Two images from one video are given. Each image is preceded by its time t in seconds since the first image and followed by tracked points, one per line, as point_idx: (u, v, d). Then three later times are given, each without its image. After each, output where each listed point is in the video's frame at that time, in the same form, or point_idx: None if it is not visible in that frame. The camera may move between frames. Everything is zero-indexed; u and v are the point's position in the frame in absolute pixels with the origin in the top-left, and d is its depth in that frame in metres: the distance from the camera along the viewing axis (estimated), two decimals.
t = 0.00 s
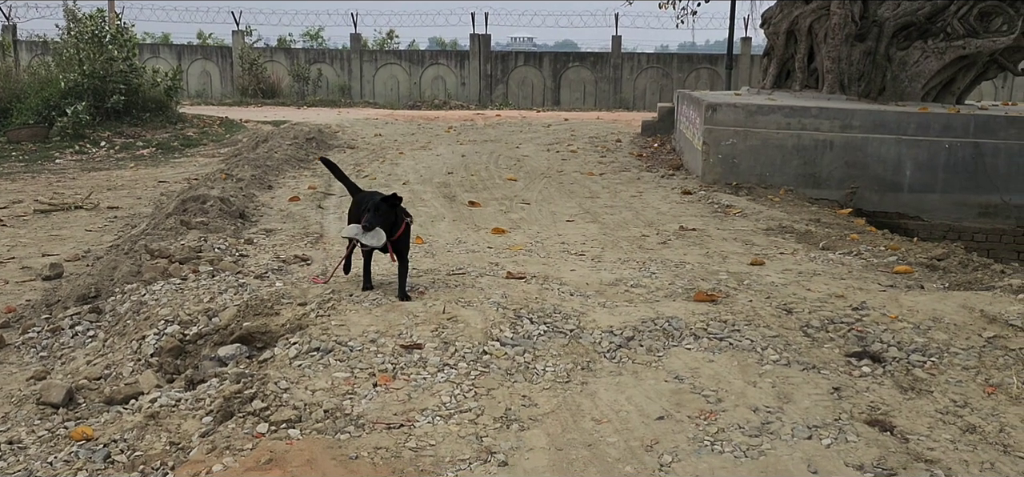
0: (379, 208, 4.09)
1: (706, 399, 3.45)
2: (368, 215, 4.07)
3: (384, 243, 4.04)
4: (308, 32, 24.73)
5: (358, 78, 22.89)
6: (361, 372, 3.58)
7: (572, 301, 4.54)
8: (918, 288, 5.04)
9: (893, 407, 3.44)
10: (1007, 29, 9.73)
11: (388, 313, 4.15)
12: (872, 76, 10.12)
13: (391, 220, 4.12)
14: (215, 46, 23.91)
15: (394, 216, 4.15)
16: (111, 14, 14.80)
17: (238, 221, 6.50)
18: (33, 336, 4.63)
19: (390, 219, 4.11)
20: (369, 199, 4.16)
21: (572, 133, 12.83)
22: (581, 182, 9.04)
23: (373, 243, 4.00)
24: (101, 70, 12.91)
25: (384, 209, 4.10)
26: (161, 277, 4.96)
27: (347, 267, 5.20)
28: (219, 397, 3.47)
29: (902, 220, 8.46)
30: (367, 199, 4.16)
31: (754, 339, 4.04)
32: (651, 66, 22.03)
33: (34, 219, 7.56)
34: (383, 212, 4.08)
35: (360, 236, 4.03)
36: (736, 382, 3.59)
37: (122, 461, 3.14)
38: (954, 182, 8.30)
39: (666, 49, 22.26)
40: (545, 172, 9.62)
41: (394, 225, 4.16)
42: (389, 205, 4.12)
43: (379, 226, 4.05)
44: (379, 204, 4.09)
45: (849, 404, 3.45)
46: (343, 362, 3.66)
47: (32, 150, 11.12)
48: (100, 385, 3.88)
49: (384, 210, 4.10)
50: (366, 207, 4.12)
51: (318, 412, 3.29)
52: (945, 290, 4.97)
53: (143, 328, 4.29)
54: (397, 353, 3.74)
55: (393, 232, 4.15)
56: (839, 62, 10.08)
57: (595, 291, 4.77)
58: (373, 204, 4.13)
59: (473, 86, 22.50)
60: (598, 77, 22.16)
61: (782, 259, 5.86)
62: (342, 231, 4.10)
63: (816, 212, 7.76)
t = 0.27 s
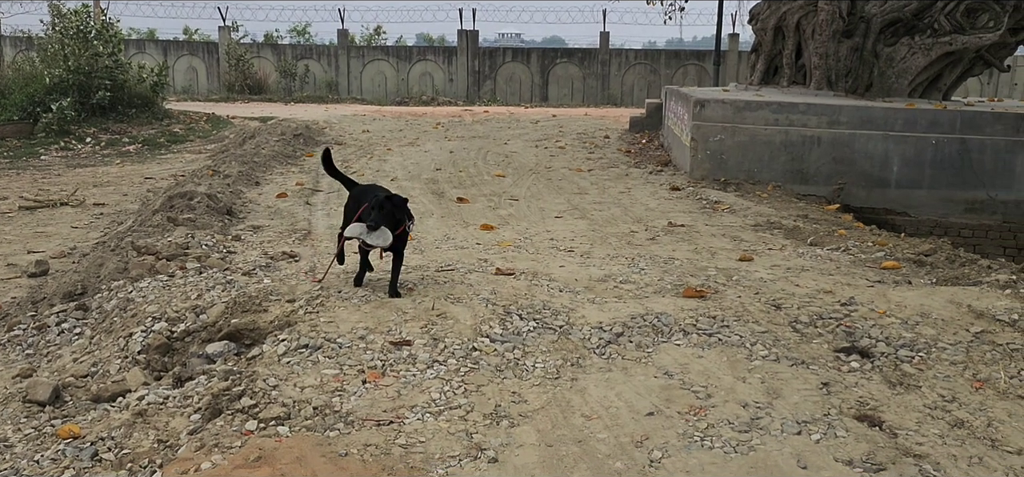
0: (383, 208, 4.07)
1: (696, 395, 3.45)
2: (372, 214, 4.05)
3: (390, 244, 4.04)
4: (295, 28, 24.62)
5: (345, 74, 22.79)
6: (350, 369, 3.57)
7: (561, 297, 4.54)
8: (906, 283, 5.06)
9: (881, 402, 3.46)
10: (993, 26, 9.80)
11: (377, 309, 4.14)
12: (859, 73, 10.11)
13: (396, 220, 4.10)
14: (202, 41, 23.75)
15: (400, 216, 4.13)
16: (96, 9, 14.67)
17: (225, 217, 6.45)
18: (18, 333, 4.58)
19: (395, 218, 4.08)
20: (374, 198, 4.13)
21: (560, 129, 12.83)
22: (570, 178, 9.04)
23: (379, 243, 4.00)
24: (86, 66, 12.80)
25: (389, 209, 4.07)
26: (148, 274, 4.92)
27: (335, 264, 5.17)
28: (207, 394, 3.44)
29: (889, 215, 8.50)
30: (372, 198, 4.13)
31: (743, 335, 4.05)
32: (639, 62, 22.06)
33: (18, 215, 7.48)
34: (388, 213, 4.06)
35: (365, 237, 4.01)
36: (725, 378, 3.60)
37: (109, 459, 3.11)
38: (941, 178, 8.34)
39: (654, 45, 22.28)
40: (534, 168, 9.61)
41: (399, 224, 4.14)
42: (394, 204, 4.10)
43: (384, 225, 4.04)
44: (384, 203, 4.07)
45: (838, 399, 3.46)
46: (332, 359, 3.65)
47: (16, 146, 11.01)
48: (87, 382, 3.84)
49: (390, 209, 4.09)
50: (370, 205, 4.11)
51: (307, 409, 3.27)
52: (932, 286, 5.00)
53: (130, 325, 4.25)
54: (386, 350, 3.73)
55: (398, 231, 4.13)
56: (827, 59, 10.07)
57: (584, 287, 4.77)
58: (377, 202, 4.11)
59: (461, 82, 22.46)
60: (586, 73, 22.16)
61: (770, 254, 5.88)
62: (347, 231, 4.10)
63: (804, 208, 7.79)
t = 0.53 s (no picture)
0: (389, 199, 4.06)
1: (688, 390, 3.45)
2: (379, 206, 4.03)
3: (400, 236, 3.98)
4: (285, 23, 24.52)
5: (336, 69, 22.71)
6: (342, 365, 3.56)
7: (553, 293, 4.53)
8: (896, 278, 5.09)
9: (872, 397, 3.47)
10: (981, 22, 9.86)
11: (369, 305, 4.13)
12: (849, 69, 10.14)
13: (401, 212, 4.09)
14: (191, 36, 23.62)
15: (404, 207, 4.11)
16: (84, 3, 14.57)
17: (215, 213, 6.42)
18: (7, 330, 4.54)
19: (400, 210, 4.07)
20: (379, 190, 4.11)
21: (551, 125, 12.82)
22: (561, 173, 9.04)
23: (389, 236, 3.95)
24: (74, 60, 12.72)
25: (394, 200, 4.06)
26: (138, 270, 4.89)
27: (327, 259, 5.15)
28: (198, 391, 3.43)
29: (878, 211, 8.54)
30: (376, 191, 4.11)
31: (735, 330, 4.06)
32: (629, 57, 22.07)
33: (6, 211, 7.42)
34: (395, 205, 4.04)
35: (372, 229, 3.97)
36: (718, 373, 3.61)
37: (100, 456, 3.10)
38: (930, 174, 8.37)
39: (644, 40, 22.29)
40: (526, 163, 9.60)
41: (404, 216, 4.12)
42: (400, 196, 4.10)
43: (391, 217, 4.02)
44: (390, 195, 4.05)
45: (829, 393, 3.47)
46: (324, 355, 3.63)
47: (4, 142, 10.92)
48: (76, 379, 3.81)
49: (395, 200, 4.07)
50: (375, 198, 4.08)
51: (299, 405, 3.26)
52: (923, 281, 5.03)
53: (120, 321, 4.22)
54: (378, 346, 3.72)
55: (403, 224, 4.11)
56: (818, 55, 10.14)
57: (576, 283, 4.77)
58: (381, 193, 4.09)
59: (452, 78, 22.42)
60: (577, 68, 22.15)
61: (761, 249, 5.89)
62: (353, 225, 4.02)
63: (795, 203, 7.81)
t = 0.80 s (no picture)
0: (390, 194, 3.99)
1: (676, 387, 3.46)
2: (381, 202, 3.96)
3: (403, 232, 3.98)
4: (270, 19, 24.39)
5: (321, 66, 22.61)
6: (329, 363, 3.54)
7: (541, 290, 4.53)
8: (881, 275, 5.12)
9: (859, 393, 3.49)
10: (965, 20, 9.89)
11: (356, 303, 4.11)
12: (835, 67, 10.23)
13: (403, 206, 4.02)
14: (175, 32, 23.46)
15: (406, 202, 4.05)
16: None
17: (201, 210, 6.37)
18: None
19: (402, 204, 4.01)
20: (379, 185, 4.05)
21: (538, 122, 12.82)
22: (548, 171, 9.04)
23: (393, 232, 3.91)
24: (57, 57, 12.61)
25: (396, 194, 4.00)
26: (122, 268, 4.84)
27: (314, 257, 5.12)
28: (184, 390, 3.40)
29: (863, 208, 8.59)
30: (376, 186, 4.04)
31: (722, 327, 4.08)
32: (616, 55, 22.09)
33: None
34: (397, 199, 3.99)
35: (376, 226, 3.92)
36: (705, 370, 3.61)
37: (85, 456, 3.06)
38: (915, 171, 8.43)
39: (630, 38, 22.32)
40: (512, 161, 9.59)
41: (406, 211, 4.06)
42: (400, 189, 4.03)
43: (394, 212, 3.96)
44: (391, 189, 3.99)
45: (816, 390, 3.49)
46: (311, 353, 3.61)
47: None
48: (60, 378, 3.77)
49: (396, 194, 4.00)
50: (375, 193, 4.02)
51: (286, 404, 3.24)
52: (908, 277, 5.06)
53: (104, 319, 4.18)
54: (366, 344, 3.70)
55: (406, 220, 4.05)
56: (803, 53, 10.16)
57: (564, 280, 4.77)
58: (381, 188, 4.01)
59: (438, 75, 22.37)
60: (563, 66, 22.15)
61: (748, 247, 5.92)
62: (354, 222, 3.97)
63: (781, 200, 7.85)
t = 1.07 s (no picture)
0: (397, 196, 3.75)
1: (664, 383, 3.47)
2: (388, 205, 3.73)
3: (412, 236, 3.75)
4: (255, 15, 24.25)
5: (306, 62, 22.48)
6: (316, 360, 3.52)
7: (529, 287, 4.53)
8: (866, 271, 5.15)
9: (845, 389, 3.51)
10: (949, 18, 9.99)
11: (343, 300, 4.09)
12: (820, 63, 10.23)
13: (411, 208, 3.79)
14: (159, 28, 23.28)
15: (412, 203, 3.82)
16: None
17: (186, 207, 6.32)
18: None
19: (410, 206, 3.77)
20: (384, 186, 3.79)
21: (525, 119, 12.81)
22: (535, 168, 9.04)
23: (405, 237, 3.70)
24: (39, 52, 12.52)
25: (404, 195, 3.76)
26: (107, 265, 4.80)
27: (300, 254, 5.10)
28: (170, 388, 3.37)
29: (848, 205, 8.64)
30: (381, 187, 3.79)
31: (709, 323, 4.09)
32: (602, 52, 22.10)
33: None
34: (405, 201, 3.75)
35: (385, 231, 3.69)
36: (692, 366, 3.62)
37: (70, 455, 3.04)
38: (899, 168, 8.49)
39: (616, 35, 22.34)
40: (499, 157, 9.58)
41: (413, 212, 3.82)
42: (408, 191, 3.79)
43: (403, 217, 3.73)
44: (398, 190, 3.74)
45: (802, 386, 3.51)
46: (298, 351, 3.59)
47: None
48: (44, 377, 3.74)
49: (404, 196, 3.76)
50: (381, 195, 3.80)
51: (273, 402, 3.22)
52: (892, 274, 5.09)
53: (89, 317, 4.14)
54: (353, 341, 3.69)
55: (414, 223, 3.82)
56: (788, 49, 10.27)
57: (552, 277, 4.77)
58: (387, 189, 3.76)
59: (424, 71, 22.30)
60: (549, 62, 22.15)
61: (734, 243, 5.94)
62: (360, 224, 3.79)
63: (766, 197, 7.88)
